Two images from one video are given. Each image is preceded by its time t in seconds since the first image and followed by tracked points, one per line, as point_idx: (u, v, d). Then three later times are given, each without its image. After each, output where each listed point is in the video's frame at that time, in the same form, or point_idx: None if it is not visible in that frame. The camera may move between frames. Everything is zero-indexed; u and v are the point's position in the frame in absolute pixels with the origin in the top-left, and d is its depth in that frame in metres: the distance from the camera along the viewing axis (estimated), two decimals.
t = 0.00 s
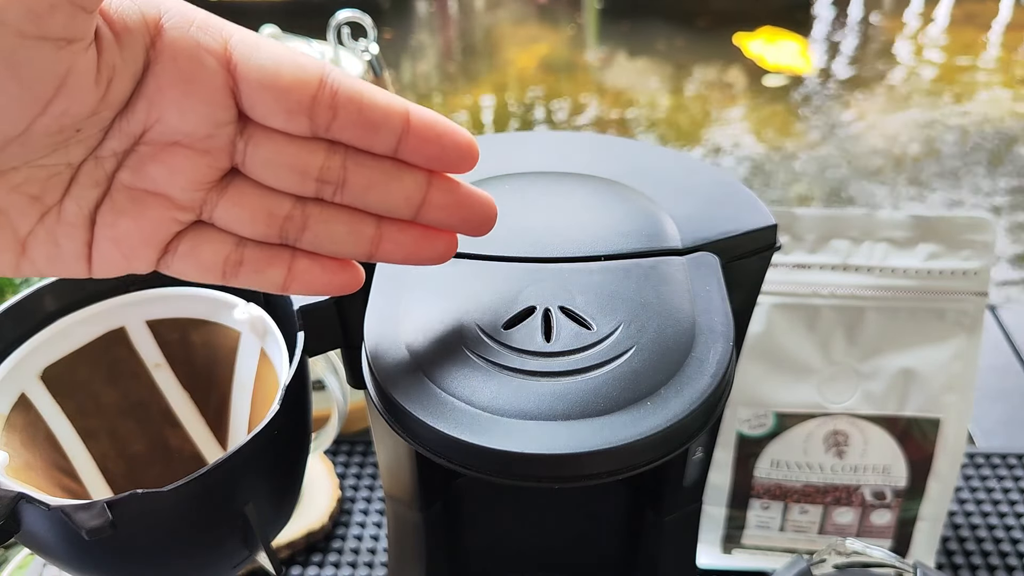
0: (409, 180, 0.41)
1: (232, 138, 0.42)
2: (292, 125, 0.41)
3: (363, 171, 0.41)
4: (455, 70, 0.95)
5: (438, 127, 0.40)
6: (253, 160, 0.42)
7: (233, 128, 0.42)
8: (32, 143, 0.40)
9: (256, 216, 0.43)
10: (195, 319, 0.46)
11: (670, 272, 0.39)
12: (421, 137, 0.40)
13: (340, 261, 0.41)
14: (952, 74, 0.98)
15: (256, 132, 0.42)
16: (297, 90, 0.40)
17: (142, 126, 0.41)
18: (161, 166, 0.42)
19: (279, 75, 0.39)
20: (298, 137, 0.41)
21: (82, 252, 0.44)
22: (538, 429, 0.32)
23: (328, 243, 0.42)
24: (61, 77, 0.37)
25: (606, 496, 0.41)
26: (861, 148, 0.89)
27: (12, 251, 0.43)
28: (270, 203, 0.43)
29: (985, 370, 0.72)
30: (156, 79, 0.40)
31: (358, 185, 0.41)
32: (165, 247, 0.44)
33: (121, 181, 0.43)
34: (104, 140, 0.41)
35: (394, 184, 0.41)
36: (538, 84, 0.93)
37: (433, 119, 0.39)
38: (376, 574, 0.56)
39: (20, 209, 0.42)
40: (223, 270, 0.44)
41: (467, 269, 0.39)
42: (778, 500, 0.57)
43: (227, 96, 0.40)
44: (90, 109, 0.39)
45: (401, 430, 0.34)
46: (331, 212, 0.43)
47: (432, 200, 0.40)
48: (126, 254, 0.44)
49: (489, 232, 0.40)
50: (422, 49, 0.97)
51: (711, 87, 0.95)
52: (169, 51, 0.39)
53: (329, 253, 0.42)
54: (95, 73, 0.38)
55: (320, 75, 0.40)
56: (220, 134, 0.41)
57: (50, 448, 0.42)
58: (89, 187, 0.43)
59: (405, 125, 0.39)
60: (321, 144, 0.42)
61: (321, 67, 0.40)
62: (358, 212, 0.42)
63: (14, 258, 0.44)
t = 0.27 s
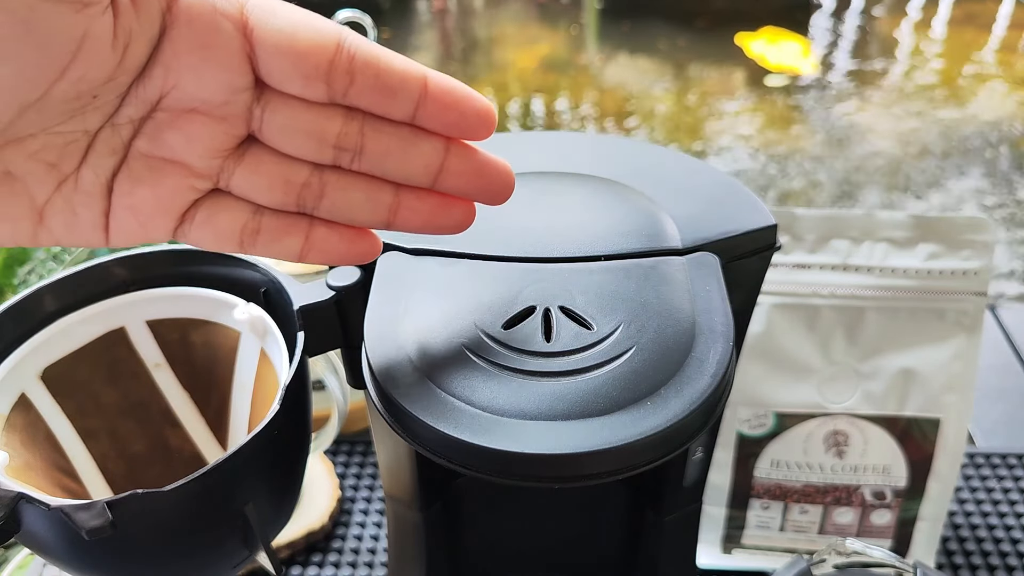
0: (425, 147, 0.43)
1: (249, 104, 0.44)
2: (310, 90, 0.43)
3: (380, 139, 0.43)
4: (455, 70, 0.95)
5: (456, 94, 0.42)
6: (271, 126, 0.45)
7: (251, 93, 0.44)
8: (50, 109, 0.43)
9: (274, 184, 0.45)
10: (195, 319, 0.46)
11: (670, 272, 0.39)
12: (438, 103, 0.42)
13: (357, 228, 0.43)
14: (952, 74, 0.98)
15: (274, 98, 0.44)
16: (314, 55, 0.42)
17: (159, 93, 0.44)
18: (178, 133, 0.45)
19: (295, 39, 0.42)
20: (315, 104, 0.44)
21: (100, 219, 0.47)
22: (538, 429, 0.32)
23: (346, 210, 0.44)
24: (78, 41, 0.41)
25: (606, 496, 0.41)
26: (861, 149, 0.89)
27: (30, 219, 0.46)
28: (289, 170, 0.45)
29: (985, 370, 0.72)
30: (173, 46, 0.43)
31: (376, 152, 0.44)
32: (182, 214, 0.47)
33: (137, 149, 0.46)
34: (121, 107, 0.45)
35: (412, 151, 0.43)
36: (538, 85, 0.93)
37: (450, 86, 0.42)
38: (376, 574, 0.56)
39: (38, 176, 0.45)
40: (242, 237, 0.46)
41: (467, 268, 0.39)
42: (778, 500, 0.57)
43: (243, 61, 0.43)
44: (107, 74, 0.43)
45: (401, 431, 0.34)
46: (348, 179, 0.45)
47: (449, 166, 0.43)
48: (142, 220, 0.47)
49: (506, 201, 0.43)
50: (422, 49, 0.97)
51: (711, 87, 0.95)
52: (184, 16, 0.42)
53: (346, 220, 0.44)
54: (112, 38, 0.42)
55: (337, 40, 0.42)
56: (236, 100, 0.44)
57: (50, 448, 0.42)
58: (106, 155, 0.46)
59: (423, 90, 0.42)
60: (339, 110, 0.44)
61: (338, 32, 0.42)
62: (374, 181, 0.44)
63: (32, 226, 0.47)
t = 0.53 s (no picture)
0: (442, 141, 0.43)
1: (267, 96, 0.44)
2: (327, 83, 0.43)
3: (397, 133, 0.43)
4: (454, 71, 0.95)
5: (473, 87, 0.41)
6: (288, 118, 0.44)
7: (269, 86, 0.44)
8: (70, 98, 0.43)
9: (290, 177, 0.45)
10: (195, 319, 0.46)
11: (670, 272, 0.39)
12: (455, 96, 0.41)
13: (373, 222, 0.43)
14: (951, 74, 0.98)
15: (291, 91, 0.44)
16: (332, 47, 0.42)
17: (177, 84, 0.44)
18: (196, 125, 0.45)
19: (314, 32, 0.42)
20: (333, 96, 0.44)
21: (116, 210, 0.47)
22: (538, 429, 0.32)
23: (362, 204, 0.44)
24: (98, 32, 0.41)
25: (606, 495, 0.41)
26: (860, 149, 0.89)
27: (47, 211, 0.46)
28: (305, 163, 0.45)
29: (985, 371, 0.72)
30: (192, 37, 0.43)
31: (392, 145, 0.43)
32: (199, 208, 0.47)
33: (154, 140, 0.46)
34: (139, 98, 0.45)
35: (427, 145, 0.43)
36: (537, 85, 0.93)
37: (467, 79, 0.41)
38: (376, 574, 0.55)
39: (56, 168, 0.45)
40: (257, 230, 0.46)
41: (467, 268, 0.39)
42: (778, 500, 0.57)
43: (261, 54, 0.43)
44: (126, 65, 0.43)
45: (401, 431, 0.34)
46: (365, 172, 0.45)
47: (466, 160, 0.42)
48: (158, 212, 0.47)
49: (521, 193, 0.43)
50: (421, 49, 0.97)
51: (711, 87, 0.95)
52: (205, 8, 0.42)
53: (362, 214, 0.44)
54: (132, 28, 0.41)
55: (355, 32, 0.41)
56: (256, 91, 0.44)
57: (50, 448, 0.42)
58: (124, 146, 0.46)
59: (439, 84, 0.41)
60: (356, 104, 0.44)
61: (356, 25, 0.41)
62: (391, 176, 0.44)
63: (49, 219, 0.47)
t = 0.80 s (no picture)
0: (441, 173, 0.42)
1: (271, 125, 0.43)
2: (331, 113, 0.42)
3: (398, 164, 0.43)
4: (455, 70, 0.95)
5: (473, 118, 0.41)
6: (291, 147, 0.43)
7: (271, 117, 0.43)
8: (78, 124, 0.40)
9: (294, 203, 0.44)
10: (195, 319, 0.46)
11: (670, 272, 0.39)
12: (456, 127, 0.41)
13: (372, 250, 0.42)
14: (951, 74, 0.98)
15: (295, 120, 0.43)
16: (336, 78, 0.41)
17: (183, 110, 0.42)
18: (202, 152, 0.43)
19: (319, 62, 0.41)
20: (335, 126, 0.43)
21: (119, 235, 0.45)
22: (538, 429, 0.32)
23: (363, 232, 0.43)
24: (108, 60, 0.38)
25: (606, 495, 0.41)
26: (861, 149, 0.89)
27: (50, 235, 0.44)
28: (308, 190, 0.44)
29: (985, 371, 0.72)
30: (200, 65, 0.41)
31: (394, 174, 0.43)
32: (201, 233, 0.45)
33: (159, 165, 0.44)
34: (144, 125, 0.43)
35: (428, 177, 0.42)
36: (538, 85, 0.93)
37: (467, 110, 0.41)
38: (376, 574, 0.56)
39: (60, 192, 0.43)
40: (258, 257, 0.45)
41: (467, 269, 0.40)
42: (778, 500, 0.57)
43: (265, 82, 0.42)
44: (134, 93, 0.40)
45: (401, 431, 0.34)
46: (366, 200, 0.44)
47: (465, 189, 0.42)
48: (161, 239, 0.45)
49: (521, 223, 0.41)
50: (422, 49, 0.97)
51: (711, 87, 0.95)
52: (212, 36, 0.41)
53: (363, 241, 0.43)
54: (141, 58, 0.39)
55: (360, 63, 0.41)
56: (261, 121, 0.43)
57: (50, 448, 0.42)
58: (128, 172, 0.44)
59: (441, 115, 0.41)
60: (359, 133, 0.43)
61: (361, 55, 0.41)
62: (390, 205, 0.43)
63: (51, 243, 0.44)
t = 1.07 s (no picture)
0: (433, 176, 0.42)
1: (264, 128, 0.43)
2: (324, 116, 0.42)
3: (391, 166, 0.42)
4: (454, 70, 0.95)
5: (467, 120, 0.41)
6: (284, 149, 0.43)
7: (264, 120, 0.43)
8: (71, 130, 0.41)
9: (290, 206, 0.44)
10: (195, 319, 0.46)
11: (670, 272, 0.39)
12: (450, 129, 0.41)
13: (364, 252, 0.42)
14: (951, 74, 0.98)
15: (288, 123, 0.43)
16: (330, 81, 0.41)
17: (176, 115, 0.42)
18: (194, 156, 0.43)
19: (312, 66, 0.40)
20: (329, 129, 0.43)
21: (113, 238, 0.45)
22: (538, 429, 0.32)
23: (357, 234, 0.43)
24: (101, 64, 0.38)
25: (606, 495, 0.41)
26: (861, 149, 0.89)
27: (44, 237, 0.44)
28: (301, 193, 0.44)
29: (985, 371, 0.72)
30: (192, 71, 0.41)
31: (387, 176, 0.42)
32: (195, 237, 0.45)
33: (152, 169, 0.44)
34: (137, 129, 0.43)
35: (421, 179, 0.42)
36: (538, 85, 0.93)
37: (461, 112, 0.41)
38: (376, 574, 0.56)
39: (55, 196, 0.44)
40: (252, 260, 0.44)
41: (467, 269, 0.40)
42: (778, 500, 0.57)
43: (258, 85, 0.42)
44: (127, 97, 0.41)
45: (401, 431, 0.34)
46: (359, 202, 0.44)
47: (458, 191, 0.42)
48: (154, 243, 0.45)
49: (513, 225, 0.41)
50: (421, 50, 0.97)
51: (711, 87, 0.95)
52: (205, 42, 0.40)
53: (356, 242, 0.43)
54: (133, 61, 0.39)
55: (353, 66, 0.41)
56: (254, 124, 0.43)
57: (50, 448, 0.42)
58: (121, 174, 0.44)
59: (435, 118, 0.41)
60: (352, 136, 0.43)
61: (355, 59, 0.41)
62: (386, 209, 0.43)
63: (46, 245, 0.45)
